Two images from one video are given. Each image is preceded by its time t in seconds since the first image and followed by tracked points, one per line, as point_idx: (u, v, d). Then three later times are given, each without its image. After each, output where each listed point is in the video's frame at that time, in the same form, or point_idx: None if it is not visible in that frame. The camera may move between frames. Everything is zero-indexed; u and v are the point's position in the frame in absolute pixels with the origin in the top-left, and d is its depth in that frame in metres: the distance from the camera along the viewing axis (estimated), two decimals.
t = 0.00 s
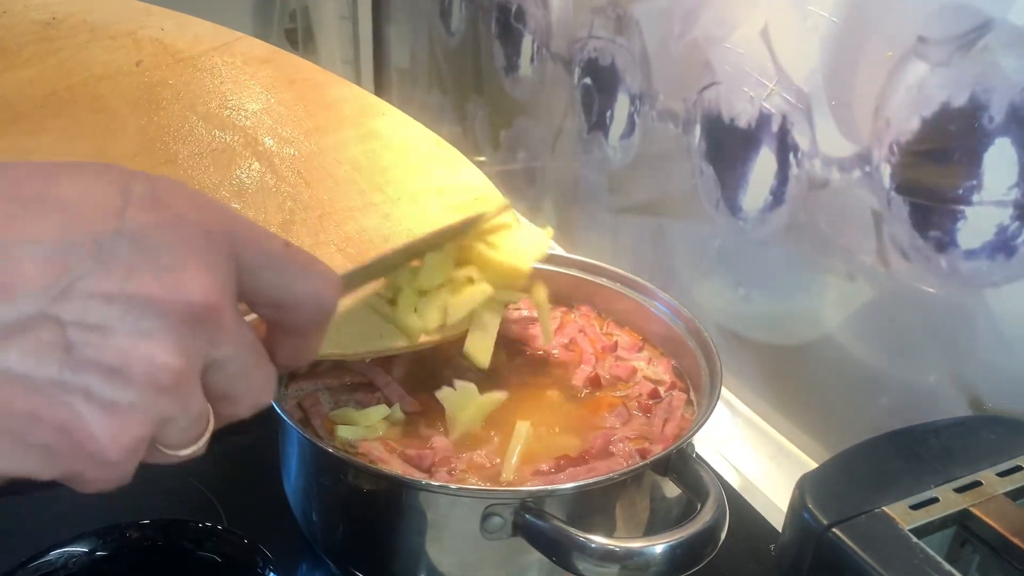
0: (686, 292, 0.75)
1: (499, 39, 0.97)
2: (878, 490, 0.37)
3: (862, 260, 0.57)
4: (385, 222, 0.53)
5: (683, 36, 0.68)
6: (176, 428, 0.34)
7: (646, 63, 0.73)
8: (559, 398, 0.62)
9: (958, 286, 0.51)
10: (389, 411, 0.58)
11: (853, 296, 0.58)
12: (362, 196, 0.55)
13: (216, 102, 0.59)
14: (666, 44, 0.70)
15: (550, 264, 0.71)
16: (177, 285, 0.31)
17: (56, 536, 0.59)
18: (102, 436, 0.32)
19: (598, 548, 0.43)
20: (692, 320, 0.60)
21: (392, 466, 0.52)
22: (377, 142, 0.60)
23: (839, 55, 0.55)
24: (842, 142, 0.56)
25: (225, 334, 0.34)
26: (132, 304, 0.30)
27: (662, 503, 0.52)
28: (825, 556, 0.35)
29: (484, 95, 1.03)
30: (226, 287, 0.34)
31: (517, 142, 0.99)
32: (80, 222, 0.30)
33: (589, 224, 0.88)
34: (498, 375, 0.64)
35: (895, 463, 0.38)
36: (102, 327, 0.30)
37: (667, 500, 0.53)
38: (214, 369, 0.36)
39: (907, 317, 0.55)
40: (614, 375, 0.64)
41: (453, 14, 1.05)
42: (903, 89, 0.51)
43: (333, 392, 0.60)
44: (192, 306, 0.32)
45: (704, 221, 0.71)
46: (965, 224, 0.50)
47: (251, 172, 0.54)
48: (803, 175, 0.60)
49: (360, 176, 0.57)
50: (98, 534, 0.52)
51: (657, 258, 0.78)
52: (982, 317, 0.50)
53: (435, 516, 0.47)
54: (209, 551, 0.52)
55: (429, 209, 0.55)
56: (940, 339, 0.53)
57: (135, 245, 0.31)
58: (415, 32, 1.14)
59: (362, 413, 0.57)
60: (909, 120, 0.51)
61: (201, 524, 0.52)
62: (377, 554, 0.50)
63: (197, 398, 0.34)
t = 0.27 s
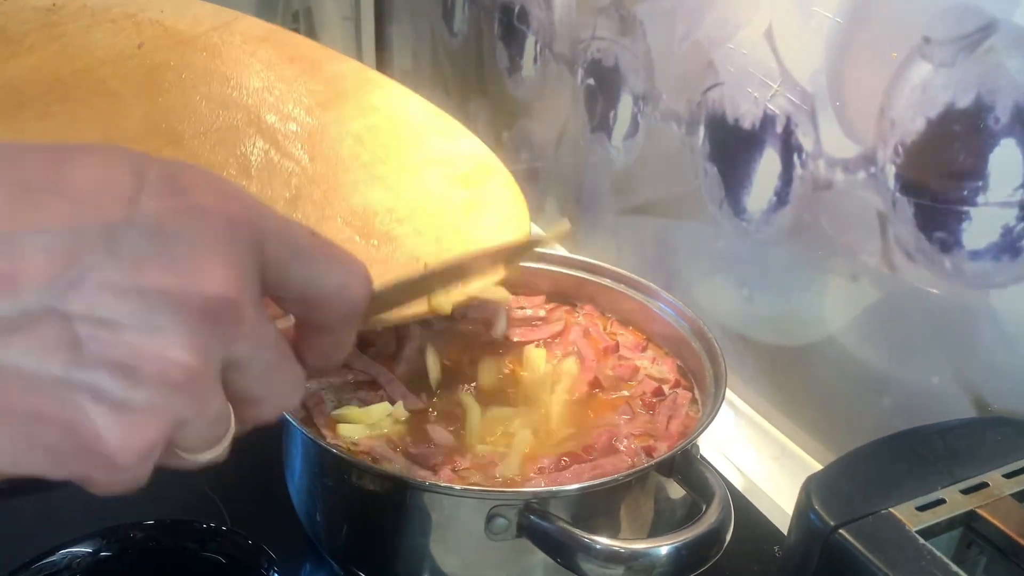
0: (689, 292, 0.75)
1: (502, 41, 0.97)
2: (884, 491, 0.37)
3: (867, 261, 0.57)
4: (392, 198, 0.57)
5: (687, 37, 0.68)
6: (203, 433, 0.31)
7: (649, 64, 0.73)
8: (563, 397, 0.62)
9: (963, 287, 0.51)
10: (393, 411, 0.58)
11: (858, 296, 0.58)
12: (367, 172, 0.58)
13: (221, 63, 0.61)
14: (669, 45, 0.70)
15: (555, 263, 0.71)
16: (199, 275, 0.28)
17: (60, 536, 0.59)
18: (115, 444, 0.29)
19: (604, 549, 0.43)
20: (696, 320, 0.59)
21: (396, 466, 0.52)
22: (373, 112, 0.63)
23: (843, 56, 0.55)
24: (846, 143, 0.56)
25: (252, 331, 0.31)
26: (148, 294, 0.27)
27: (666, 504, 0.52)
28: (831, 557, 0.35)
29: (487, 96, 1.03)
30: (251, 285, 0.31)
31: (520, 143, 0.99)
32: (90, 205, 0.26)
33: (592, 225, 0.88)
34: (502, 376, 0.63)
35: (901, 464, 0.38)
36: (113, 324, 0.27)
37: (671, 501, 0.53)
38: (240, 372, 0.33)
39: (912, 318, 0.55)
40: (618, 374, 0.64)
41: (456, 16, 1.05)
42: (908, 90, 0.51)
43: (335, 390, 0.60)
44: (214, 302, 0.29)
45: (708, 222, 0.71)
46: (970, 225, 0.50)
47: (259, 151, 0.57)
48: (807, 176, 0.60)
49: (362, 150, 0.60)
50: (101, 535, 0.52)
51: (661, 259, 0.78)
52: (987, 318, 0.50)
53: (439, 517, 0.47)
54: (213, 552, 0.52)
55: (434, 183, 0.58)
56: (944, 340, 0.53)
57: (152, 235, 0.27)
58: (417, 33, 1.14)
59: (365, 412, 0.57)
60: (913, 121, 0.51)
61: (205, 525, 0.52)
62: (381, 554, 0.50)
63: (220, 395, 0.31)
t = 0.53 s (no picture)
0: (690, 294, 0.76)
1: (503, 43, 0.97)
2: (884, 493, 0.37)
3: (867, 264, 0.57)
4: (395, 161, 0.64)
5: (688, 40, 0.68)
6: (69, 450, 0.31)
7: (650, 67, 0.73)
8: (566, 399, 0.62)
9: (963, 291, 0.51)
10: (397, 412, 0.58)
11: (857, 299, 0.58)
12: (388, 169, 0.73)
13: (256, 85, 0.80)
14: (670, 48, 0.70)
15: (555, 264, 0.71)
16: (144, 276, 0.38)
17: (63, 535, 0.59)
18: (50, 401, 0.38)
19: (606, 550, 0.43)
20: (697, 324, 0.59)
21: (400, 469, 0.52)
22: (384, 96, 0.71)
23: (844, 60, 0.55)
24: (847, 147, 0.56)
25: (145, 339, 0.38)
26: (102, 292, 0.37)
27: (666, 505, 0.52)
28: (832, 559, 0.35)
29: (488, 98, 1.03)
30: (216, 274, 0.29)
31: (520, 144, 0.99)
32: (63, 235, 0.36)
33: (593, 227, 0.89)
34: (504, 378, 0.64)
35: (900, 465, 0.39)
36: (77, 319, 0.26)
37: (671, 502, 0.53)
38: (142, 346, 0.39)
39: (912, 322, 0.55)
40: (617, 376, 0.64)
41: (458, 18, 1.05)
42: (908, 94, 0.52)
43: (340, 393, 0.60)
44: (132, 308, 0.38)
45: (709, 224, 0.71)
46: (970, 229, 0.50)
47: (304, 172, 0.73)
48: (808, 179, 0.60)
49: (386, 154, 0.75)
50: (105, 534, 0.52)
51: (662, 261, 0.78)
52: (987, 322, 0.51)
53: (442, 518, 0.47)
54: (217, 551, 0.52)
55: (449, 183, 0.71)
56: (944, 343, 0.53)
57: (87, 244, 0.36)
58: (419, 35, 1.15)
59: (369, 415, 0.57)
60: (913, 126, 0.52)
61: (208, 525, 0.52)
62: (383, 555, 0.51)
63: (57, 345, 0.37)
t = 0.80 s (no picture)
0: (686, 291, 0.76)
1: (502, 40, 0.98)
2: (876, 486, 0.37)
3: (862, 262, 0.58)
4: (392, 104, 0.63)
5: (686, 38, 0.69)
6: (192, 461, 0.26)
7: (648, 64, 0.74)
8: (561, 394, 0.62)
9: (956, 289, 0.52)
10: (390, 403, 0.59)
11: (852, 297, 0.59)
12: (369, 86, 0.64)
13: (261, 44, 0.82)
14: (668, 46, 0.71)
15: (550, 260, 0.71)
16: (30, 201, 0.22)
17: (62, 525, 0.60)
18: (158, 414, 0.23)
19: (600, 543, 0.44)
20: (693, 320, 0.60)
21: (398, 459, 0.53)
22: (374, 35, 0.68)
23: (841, 59, 0.56)
24: (843, 146, 0.57)
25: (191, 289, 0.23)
26: None
27: (661, 500, 0.53)
28: (823, 551, 0.36)
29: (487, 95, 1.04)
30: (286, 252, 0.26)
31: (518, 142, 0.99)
32: None
33: (590, 223, 0.89)
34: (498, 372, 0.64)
35: (892, 460, 0.39)
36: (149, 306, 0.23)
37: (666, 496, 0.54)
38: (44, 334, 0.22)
39: (906, 320, 0.55)
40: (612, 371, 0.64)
41: (457, 15, 1.05)
42: (904, 93, 0.52)
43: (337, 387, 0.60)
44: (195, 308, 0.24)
45: (705, 222, 0.71)
46: (964, 227, 0.50)
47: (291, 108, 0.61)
48: (804, 178, 0.60)
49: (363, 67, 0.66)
50: (104, 525, 0.52)
51: (658, 258, 0.79)
52: (980, 319, 0.51)
53: (438, 510, 0.47)
54: (216, 542, 0.52)
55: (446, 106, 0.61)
56: (938, 341, 0.54)
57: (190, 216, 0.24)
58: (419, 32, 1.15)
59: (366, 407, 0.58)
60: (908, 125, 0.52)
61: (207, 516, 0.53)
62: (380, 547, 0.51)
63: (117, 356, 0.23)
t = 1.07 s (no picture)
0: (681, 292, 0.77)
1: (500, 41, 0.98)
2: (863, 489, 0.38)
3: (853, 266, 0.59)
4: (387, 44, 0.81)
5: (682, 43, 0.69)
6: (346, 376, 0.33)
7: (645, 68, 0.75)
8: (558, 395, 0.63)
9: (946, 294, 0.53)
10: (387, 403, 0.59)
11: (844, 301, 0.60)
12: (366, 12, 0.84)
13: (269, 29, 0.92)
14: (665, 50, 0.72)
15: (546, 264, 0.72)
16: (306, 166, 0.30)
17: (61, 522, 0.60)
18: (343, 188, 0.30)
19: (594, 541, 0.44)
20: (685, 321, 0.61)
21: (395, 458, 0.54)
22: None
23: (834, 67, 0.56)
24: (836, 152, 0.58)
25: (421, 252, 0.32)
26: (278, 190, 0.30)
27: (654, 499, 0.54)
28: (810, 552, 0.37)
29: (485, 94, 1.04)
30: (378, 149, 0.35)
31: (516, 141, 1.00)
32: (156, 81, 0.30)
33: (586, 223, 0.90)
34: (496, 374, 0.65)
35: (879, 462, 0.40)
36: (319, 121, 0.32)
37: (659, 496, 0.54)
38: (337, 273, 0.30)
39: (896, 324, 0.56)
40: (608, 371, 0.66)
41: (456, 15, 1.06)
42: (896, 101, 0.53)
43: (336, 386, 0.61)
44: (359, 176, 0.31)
45: (700, 225, 0.72)
46: (953, 234, 0.51)
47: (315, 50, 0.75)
48: (797, 183, 0.61)
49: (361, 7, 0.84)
50: (107, 521, 0.53)
51: (654, 259, 0.80)
52: (968, 325, 0.52)
53: (435, 508, 0.48)
54: (218, 537, 0.53)
55: (422, 37, 0.82)
56: (927, 344, 0.55)
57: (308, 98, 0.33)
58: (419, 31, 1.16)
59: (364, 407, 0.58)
60: (899, 132, 0.53)
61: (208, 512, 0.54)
62: (377, 544, 0.52)
63: (360, 283, 0.30)
